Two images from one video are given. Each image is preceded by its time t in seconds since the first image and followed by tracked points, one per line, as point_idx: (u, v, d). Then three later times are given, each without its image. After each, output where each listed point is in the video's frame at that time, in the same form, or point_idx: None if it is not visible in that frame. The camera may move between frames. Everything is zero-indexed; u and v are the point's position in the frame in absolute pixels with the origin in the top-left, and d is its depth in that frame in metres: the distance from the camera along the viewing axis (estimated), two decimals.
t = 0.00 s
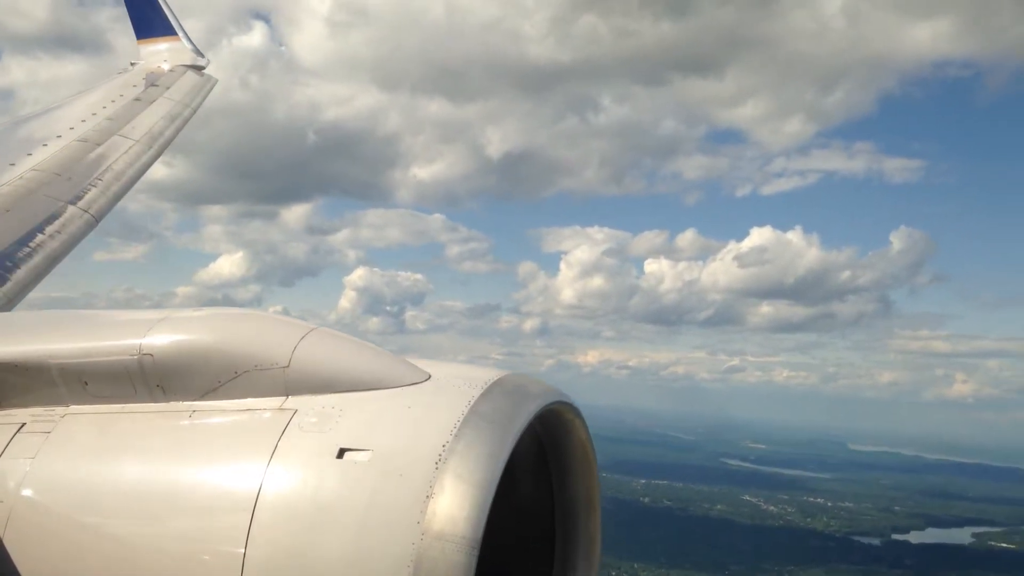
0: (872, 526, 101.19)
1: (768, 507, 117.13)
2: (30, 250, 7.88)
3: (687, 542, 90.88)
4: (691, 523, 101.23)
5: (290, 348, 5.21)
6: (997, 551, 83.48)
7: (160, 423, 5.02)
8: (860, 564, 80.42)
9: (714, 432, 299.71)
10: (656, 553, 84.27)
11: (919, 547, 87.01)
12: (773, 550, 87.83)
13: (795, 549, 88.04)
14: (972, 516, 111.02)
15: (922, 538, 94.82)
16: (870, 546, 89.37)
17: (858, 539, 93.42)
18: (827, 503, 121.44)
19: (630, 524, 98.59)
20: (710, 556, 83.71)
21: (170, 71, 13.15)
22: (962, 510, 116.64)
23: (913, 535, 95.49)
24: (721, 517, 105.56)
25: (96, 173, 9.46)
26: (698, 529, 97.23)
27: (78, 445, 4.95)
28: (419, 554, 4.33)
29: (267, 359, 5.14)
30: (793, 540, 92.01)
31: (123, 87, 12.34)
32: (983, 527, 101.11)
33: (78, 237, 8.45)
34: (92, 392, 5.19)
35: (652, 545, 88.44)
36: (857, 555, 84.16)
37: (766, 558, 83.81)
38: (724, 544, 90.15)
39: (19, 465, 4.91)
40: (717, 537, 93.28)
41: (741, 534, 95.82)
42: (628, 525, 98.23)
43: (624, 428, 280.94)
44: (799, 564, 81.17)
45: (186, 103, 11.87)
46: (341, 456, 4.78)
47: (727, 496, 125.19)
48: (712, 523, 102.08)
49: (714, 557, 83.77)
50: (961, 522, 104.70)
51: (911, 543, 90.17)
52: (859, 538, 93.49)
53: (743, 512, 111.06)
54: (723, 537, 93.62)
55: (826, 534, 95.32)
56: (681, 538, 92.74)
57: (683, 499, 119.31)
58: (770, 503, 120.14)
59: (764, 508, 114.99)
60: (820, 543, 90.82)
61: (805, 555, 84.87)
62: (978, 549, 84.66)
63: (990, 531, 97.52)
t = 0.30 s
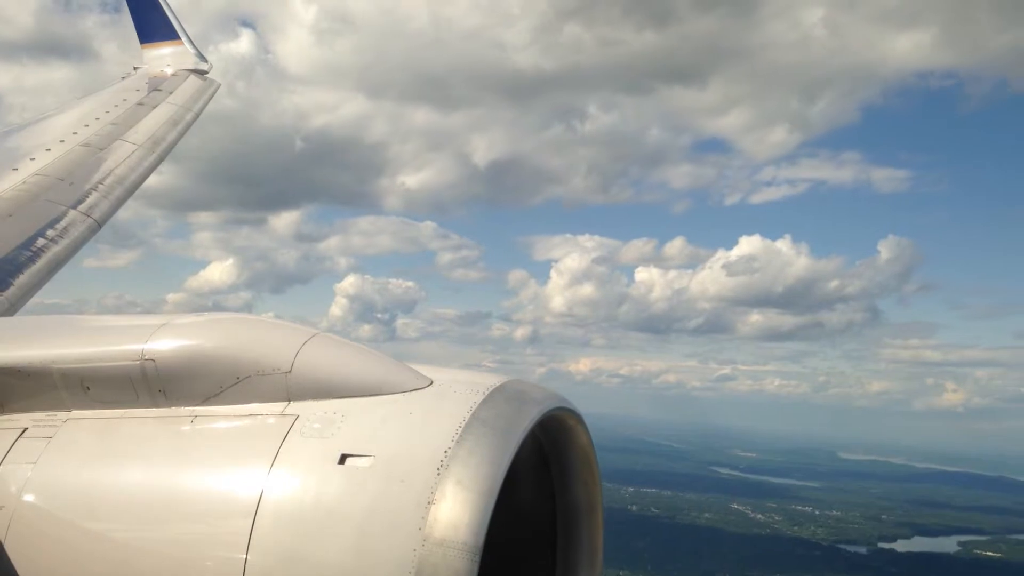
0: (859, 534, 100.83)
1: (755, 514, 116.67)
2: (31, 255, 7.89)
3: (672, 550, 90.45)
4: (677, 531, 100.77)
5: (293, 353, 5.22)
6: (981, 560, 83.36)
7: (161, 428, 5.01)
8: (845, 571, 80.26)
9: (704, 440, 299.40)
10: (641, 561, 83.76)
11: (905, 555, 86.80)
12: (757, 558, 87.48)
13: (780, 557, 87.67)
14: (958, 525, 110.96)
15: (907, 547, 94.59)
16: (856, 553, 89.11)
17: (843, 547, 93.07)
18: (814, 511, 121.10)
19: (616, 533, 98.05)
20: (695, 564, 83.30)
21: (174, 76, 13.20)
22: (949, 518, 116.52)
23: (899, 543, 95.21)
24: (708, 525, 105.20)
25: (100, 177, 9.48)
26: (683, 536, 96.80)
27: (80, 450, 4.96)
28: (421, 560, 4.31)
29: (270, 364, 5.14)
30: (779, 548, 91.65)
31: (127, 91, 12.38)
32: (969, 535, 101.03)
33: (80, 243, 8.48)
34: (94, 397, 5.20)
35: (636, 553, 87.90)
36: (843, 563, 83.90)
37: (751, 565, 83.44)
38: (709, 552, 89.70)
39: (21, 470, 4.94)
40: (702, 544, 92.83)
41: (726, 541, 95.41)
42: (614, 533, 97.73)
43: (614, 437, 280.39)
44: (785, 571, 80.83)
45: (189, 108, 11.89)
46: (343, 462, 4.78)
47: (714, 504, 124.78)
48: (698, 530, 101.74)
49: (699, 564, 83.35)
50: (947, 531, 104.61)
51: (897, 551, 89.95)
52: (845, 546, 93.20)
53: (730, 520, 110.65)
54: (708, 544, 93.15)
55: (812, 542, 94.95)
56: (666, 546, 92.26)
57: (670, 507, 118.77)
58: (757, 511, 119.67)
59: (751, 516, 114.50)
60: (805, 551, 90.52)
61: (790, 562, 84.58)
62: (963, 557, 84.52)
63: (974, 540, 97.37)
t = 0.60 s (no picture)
0: (845, 539, 100.56)
1: (742, 519, 116.28)
2: (33, 254, 7.90)
3: (656, 553, 90.08)
4: (663, 536, 100.34)
5: (294, 354, 5.21)
6: (965, 564, 83.41)
7: (163, 430, 5.01)
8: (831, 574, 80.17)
9: (696, 445, 299.25)
10: (626, 566, 83.40)
11: (889, 559, 86.46)
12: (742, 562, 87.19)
13: (764, 563, 87.40)
14: (943, 529, 110.79)
15: (892, 552, 94.29)
16: (841, 558, 88.95)
17: (830, 552, 92.83)
18: (801, 516, 120.83)
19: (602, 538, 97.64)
20: (680, 568, 82.95)
21: (175, 74, 13.18)
22: (935, 523, 116.41)
23: (884, 548, 95.04)
24: (693, 529, 104.77)
25: (102, 178, 9.46)
26: (668, 541, 96.38)
27: (81, 452, 4.97)
28: (422, 560, 4.30)
29: (272, 364, 5.14)
30: (764, 553, 91.35)
31: (128, 90, 12.36)
32: (954, 540, 100.85)
33: (82, 244, 8.46)
34: (97, 398, 5.20)
35: (621, 558, 87.48)
36: (828, 567, 83.77)
37: (736, 569, 83.17)
38: (692, 556, 89.35)
39: (23, 470, 4.95)
40: (688, 548, 92.44)
41: (712, 546, 95.07)
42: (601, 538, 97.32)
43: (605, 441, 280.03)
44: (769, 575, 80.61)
45: (190, 107, 11.87)
46: (344, 463, 4.77)
47: (701, 509, 124.34)
48: (682, 535, 101.03)
49: (684, 567, 83.05)
50: (932, 536, 104.38)
51: (881, 556, 89.87)
52: (830, 551, 92.86)
53: (717, 525, 110.22)
54: (693, 548, 92.79)
55: (798, 547, 94.68)
56: (652, 550, 91.85)
57: (658, 511, 118.31)
58: (745, 516, 119.25)
59: (738, 520, 114.11)
60: (790, 555, 90.10)
61: (775, 566, 84.35)
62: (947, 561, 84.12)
63: (959, 545, 97.11)
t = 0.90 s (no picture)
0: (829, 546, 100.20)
1: (727, 525, 115.80)
2: (32, 253, 7.90)
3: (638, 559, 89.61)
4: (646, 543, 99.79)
5: (295, 352, 5.21)
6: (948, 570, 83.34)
7: (164, 427, 5.02)
8: None
9: (685, 453, 298.97)
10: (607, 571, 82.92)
11: (873, 565, 86.06)
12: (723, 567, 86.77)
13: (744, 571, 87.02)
14: (927, 536, 110.54)
15: (875, 559, 93.95)
16: (824, 564, 88.66)
17: (813, 559, 92.60)
18: (786, 523, 120.40)
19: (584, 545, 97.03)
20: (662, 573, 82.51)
21: (175, 73, 13.16)
22: (919, 530, 116.12)
23: (868, 554, 94.72)
24: (677, 537, 104.23)
25: (101, 177, 9.45)
26: (650, 548, 95.84)
27: (81, 450, 4.98)
28: (422, 558, 4.30)
29: (272, 362, 5.14)
30: (746, 559, 90.86)
31: (128, 89, 12.34)
32: (937, 547, 100.55)
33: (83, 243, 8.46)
34: (98, 397, 5.22)
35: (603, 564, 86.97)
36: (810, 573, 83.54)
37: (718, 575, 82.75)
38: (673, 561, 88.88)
39: (23, 469, 4.95)
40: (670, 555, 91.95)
41: (694, 552, 94.63)
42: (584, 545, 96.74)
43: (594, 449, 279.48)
44: None
45: (191, 106, 11.86)
46: (345, 460, 4.77)
47: (686, 516, 123.79)
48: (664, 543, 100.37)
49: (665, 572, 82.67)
50: (916, 543, 104.07)
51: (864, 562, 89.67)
52: (813, 558, 92.46)
53: (702, 531, 109.72)
54: (676, 554, 92.31)
55: (782, 553, 94.35)
56: (634, 556, 91.33)
57: (643, 518, 117.74)
58: (730, 523, 118.73)
59: (722, 527, 113.57)
60: (773, 561, 89.63)
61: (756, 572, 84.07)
62: (929, 567, 83.75)
63: (942, 552, 96.74)
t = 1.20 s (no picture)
0: (812, 556, 100.21)
1: (711, 535, 115.30)
2: (32, 251, 7.89)
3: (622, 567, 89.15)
4: (630, 553, 99.27)
5: (294, 351, 5.21)
6: None
7: (163, 426, 5.01)
8: None
9: (674, 462, 298.31)
10: None
11: None
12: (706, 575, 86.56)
13: None
14: (909, 546, 110.80)
15: (859, 569, 93.86)
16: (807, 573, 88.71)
17: (796, 568, 92.57)
18: (771, 533, 120.14)
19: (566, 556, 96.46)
20: None
21: (175, 71, 13.13)
22: (903, 541, 116.27)
23: (851, 564, 94.79)
24: (661, 546, 103.93)
25: (101, 175, 9.44)
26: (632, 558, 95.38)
27: (82, 448, 4.98)
28: (423, 557, 4.31)
29: (272, 361, 5.14)
30: (728, 568, 90.69)
31: (128, 86, 12.31)
32: (920, 557, 100.79)
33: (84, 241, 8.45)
34: (98, 396, 5.22)
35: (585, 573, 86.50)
36: None
37: None
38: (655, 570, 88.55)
39: (23, 468, 4.95)
40: (654, 563, 91.58)
41: (678, 561, 94.28)
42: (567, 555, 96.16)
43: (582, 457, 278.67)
44: None
45: (191, 103, 11.85)
46: (344, 458, 4.77)
47: (670, 526, 123.33)
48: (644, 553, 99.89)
49: None
50: (899, 553, 104.26)
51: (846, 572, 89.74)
52: (797, 568, 92.31)
53: (686, 542, 109.26)
54: (660, 563, 91.91)
55: (765, 562, 94.28)
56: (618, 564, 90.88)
57: (627, 528, 117.11)
58: (715, 533, 118.22)
59: (707, 537, 113.11)
60: (756, 571, 89.37)
61: None
62: None
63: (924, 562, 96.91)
